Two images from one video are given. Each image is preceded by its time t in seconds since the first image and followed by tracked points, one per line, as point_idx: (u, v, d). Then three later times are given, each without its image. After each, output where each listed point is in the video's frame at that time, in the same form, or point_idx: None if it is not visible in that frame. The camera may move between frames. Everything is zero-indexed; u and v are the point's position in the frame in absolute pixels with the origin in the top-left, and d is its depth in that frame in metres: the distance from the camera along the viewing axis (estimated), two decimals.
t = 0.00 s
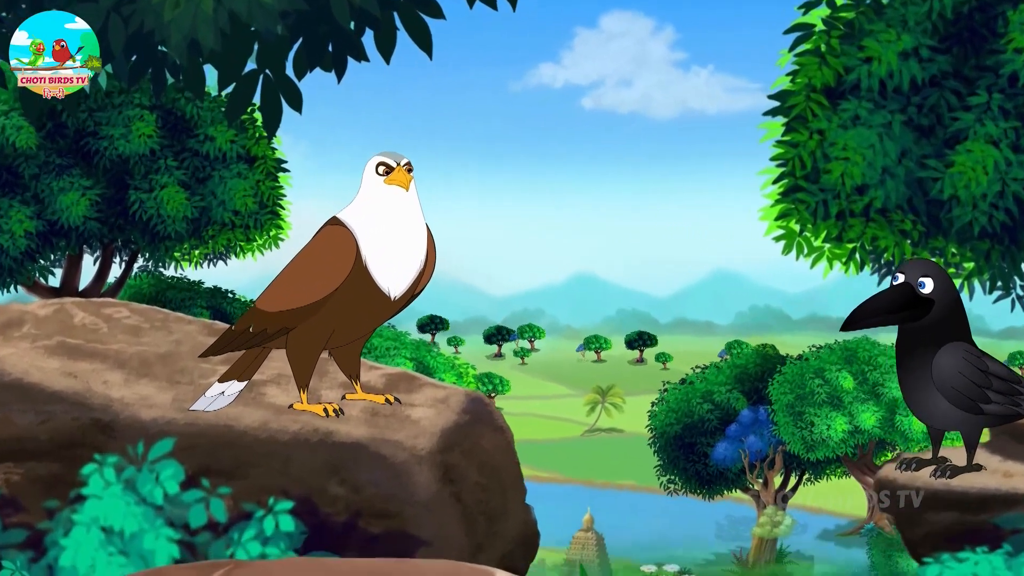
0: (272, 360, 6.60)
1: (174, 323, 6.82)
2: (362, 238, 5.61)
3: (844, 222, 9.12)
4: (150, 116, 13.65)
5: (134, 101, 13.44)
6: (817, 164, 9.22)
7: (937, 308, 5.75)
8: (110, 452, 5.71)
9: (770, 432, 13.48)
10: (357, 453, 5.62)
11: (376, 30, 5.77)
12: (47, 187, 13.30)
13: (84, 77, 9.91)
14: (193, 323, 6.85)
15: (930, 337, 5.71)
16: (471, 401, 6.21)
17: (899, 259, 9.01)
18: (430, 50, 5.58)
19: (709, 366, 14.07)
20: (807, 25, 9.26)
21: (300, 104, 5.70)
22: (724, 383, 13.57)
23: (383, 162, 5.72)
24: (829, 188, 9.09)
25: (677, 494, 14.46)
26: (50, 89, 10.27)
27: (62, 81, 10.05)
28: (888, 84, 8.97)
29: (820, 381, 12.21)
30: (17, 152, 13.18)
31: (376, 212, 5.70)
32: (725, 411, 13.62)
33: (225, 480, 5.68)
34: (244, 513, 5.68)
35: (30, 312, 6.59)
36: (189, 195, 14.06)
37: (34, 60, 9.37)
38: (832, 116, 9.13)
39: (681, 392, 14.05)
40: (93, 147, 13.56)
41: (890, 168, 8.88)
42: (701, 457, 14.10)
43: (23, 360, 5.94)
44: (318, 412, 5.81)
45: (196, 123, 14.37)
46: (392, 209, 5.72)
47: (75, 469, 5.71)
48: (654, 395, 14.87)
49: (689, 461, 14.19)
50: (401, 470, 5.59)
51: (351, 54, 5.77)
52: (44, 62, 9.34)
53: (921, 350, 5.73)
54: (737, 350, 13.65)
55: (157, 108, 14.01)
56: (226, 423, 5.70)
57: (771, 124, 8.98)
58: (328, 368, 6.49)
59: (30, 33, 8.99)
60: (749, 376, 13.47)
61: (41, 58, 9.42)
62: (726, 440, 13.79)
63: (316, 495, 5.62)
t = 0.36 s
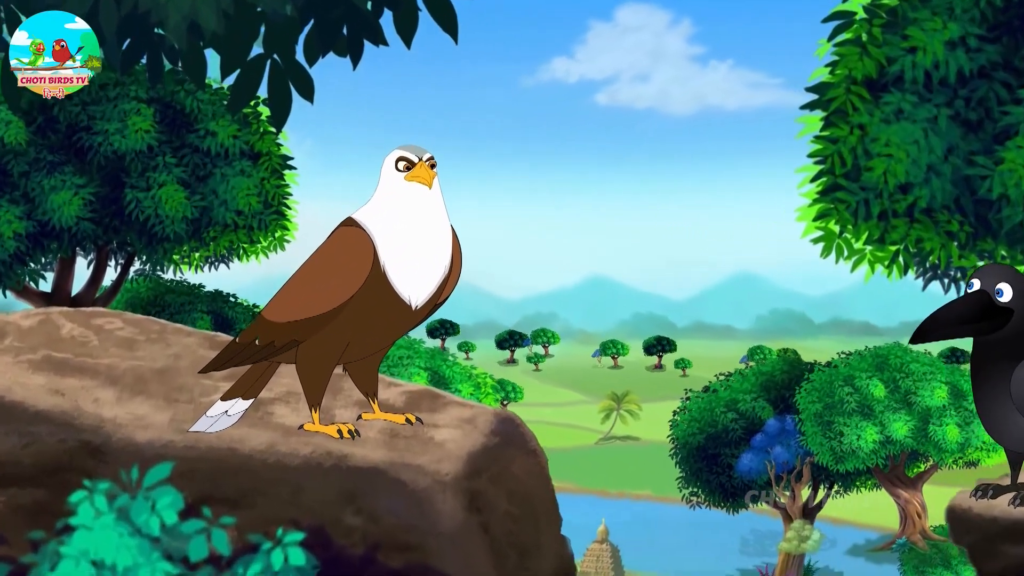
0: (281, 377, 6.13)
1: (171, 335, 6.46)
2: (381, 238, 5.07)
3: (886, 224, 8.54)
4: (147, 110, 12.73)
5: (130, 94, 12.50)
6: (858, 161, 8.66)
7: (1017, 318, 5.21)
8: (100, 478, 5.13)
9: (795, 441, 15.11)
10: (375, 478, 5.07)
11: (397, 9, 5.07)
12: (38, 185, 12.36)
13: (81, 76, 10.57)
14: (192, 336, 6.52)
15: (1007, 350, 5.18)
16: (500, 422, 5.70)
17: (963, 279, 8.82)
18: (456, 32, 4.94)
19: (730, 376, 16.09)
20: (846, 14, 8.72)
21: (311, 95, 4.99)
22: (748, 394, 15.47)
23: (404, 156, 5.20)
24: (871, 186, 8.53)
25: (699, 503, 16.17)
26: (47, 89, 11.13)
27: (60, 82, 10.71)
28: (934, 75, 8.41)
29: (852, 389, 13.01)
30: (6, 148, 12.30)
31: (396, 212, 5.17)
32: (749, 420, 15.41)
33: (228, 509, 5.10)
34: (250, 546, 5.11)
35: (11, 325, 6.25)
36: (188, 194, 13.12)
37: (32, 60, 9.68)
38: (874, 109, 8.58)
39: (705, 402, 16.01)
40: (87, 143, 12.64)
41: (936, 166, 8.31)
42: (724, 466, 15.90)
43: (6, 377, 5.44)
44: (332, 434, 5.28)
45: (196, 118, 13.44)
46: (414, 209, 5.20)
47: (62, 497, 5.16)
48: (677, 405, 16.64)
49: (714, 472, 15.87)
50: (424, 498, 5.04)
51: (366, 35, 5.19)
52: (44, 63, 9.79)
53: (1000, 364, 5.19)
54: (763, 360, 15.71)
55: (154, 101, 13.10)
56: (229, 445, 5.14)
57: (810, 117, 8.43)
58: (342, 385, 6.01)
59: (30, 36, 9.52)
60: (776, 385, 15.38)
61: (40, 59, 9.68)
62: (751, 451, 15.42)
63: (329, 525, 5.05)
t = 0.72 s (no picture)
0: (292, 397, 5.61)
1: (168, 350, 6.03)
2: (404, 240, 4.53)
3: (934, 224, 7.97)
4: (144, 102, 11.53)
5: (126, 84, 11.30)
6: (904, 157, 8.10)
7: None
8: (89, 510, 4.56)
9: (825, 452, 15.45)
10: (398, 510, 4.51)
11: None
12: (27, 183, 11.06)
13: (81, 76, 9.88)
14: (192, 351, 6.09)
15: None
16: (537, 447, 5.13)
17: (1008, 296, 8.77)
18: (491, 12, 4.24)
19: (755, 385, 16.57)
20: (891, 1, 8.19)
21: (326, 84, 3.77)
22: (776, 405, 15.81)
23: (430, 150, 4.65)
24: (919, 184, 7.97)
25: (727, 511, 16.94)
26: (48, 89, 10.45)
27: (62, 82, 10.01)
28: (986, 66, 7.85)
29: (883, 399, 13.54)
30: None
31: (420, 211, 4.64)
32: (776, 430, 15.90)
33: (232, 544, 4.51)
34: None
35: None
36: (188, 193, 11.96)
37: (32, 61, 9.41)
38: (922, 102, 8.03)
39: (732, 412, 16.51)
40: (79, 137, 11.43)
41: (988, 162, 7.74)
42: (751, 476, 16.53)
43: None
44: (349, 460, 4.73)
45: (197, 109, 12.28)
46: (440, 207, 4.66)
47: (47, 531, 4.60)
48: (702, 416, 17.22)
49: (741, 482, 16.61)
50: (452, 532, 4.48)
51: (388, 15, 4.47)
52: (43, 62, 9.42)
53: None
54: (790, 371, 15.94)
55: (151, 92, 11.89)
56: (233, 473, 4.59)
57: (853, 111, 7.96)
58: (359, 405, 5.50)
59: (31, 35, 9.05)
60: (805, 394, 15.63)
61: (40, 59, 9.38)
62: (779, 462, 15.96)
63: (345, 563, 4.48)
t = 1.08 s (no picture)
0: (297, 408, 5.38)
1: (166, 358, 5.81)
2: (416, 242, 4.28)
3: (958, 224, 7.73)
4: (143, 99, 11.31)
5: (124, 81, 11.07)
6: (927, 155, 7.84)
7: None
8: (82, 527, 4.31)
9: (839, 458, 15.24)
10: (411, 528, 4.24)
11: None
12: (21, 182, 10.73)
13: (83, 76, 9.59)
14: (193, 359, 5.85)
15: None
16: (555, 460, 4.94)
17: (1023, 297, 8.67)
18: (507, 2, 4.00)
19: (769, 390, 16.60)
20: None
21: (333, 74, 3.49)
22: (789, 408, 15.87)
23: (442, 146, 4.38)
24: (942, 183, 7.71)
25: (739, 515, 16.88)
26: (49, 89, 10.17)
27: (63, 81, 9.75)
28: (1011, 61, 7.63)
29: (898, 403, 13.47)
30: None
31: (433, 211, 4.38)
32: (789, 435, 15.84)
33: (235, 563, 4.25)
34: None
35: None
36: (188, 192, 11.67)
37: (32, 60, 9.20)
38: (945, 98, 7.78)
39: (744, 417, 16.45)
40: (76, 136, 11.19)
41: (1013, 161, 7.51)
42: (763, 481, 16.38)
43: None
44: (359, 474, 4.49)
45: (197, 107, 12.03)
46: (453, 207, 4.40)
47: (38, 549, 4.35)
48: (714, 421, 17.18)
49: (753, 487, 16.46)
50: (468, 551, 4.23)
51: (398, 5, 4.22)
52: (43, 63, 9.22)
53: None
54: (804, 375, 16.09)
55: (150, 89, 11.67)
56: (235, 488, 4.34)
57: (874, 107, 7.70)
58: (368, 417, 5.27)
59: (31, 36, 8.85)
60: (818, 398, 15.77)
61: (40, 58, 9.14)
62: (794, 469, 15.67)
63: None
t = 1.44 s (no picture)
0: (298, 407, 5.38)
1: (167, 358, 5.80)
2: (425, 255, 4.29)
3: (958, 224, 7.72)
4: (143, 99, 11.32)
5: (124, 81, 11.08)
6: (928, 156, 7.83)
7: None
8: (83, 527, 4.31)
9: (838, 457, 15.25)
10: (411, 528, 4.25)
11: None
12: (21, 182, 10.73)
13: (83, 76, 9.60)
14: (193, 359, 5.86)
15: None
16: (556, 460, 4.95)
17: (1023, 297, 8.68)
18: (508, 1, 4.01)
19: (769, 390, 16.61)
20: None
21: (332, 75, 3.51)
22: (789, 408, 15.86)
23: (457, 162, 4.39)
24: (942, 183, 7.71)
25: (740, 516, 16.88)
26: (48, 89, 10.17)
27: (63, 81, 9.76)
28: (1011, 61, 7.64)
29: (899, 404, 13.47)
30: None
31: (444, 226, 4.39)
32: (789, 435, 15.84)
33: (235, 563, 4.24)
34: None
35: None
36: (188, 192, 11.67)
37: (31, 60, 9.20)
38: (945, 99, 7.78)
39: (744, 416, 16.45)
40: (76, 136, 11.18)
41: (1013, 161, 7.51)
42: (763, 481, 16.37)
43: None
44: (359, 474, 4.49)
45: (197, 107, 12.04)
46: (464, 222, 4.42)
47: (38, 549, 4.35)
48: (714, 421, 17.18)
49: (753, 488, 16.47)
50: (468, 550, 4.23)
51: (399, 6, 4.23)
52: (43, 63, 9.21)
53: None
54: (804, 375, 16.10)
55: (150, 89, 11.69)
56: (235, 488, 4.34)
57: (874, 107, 7.70)
58: (369, 417, 5.27)
59: (30, 35, 8.84)
60: (818, 398, 15.77)
61: (40, 57, 9.13)
62: (794, 470, 15.69)
63: None
